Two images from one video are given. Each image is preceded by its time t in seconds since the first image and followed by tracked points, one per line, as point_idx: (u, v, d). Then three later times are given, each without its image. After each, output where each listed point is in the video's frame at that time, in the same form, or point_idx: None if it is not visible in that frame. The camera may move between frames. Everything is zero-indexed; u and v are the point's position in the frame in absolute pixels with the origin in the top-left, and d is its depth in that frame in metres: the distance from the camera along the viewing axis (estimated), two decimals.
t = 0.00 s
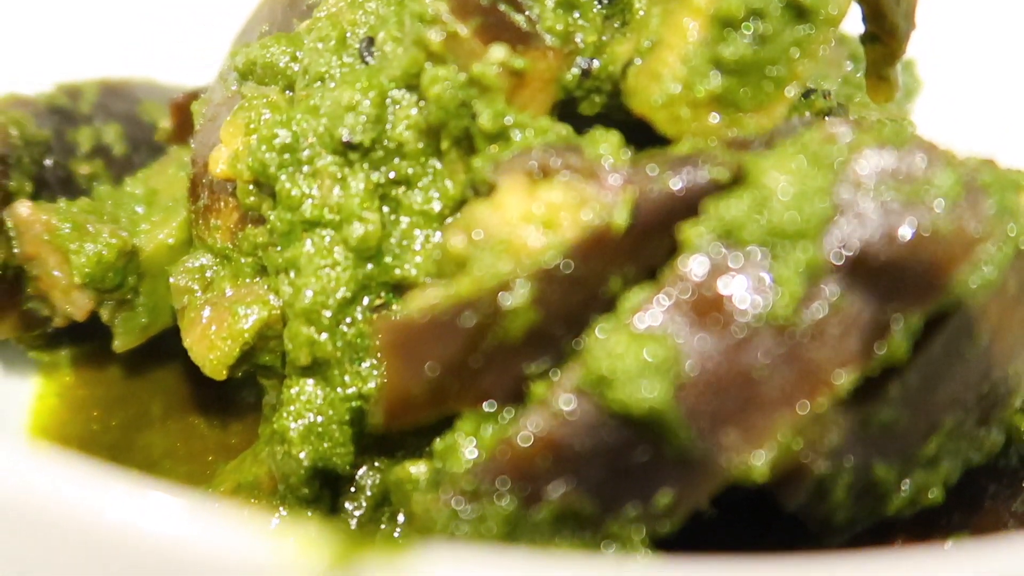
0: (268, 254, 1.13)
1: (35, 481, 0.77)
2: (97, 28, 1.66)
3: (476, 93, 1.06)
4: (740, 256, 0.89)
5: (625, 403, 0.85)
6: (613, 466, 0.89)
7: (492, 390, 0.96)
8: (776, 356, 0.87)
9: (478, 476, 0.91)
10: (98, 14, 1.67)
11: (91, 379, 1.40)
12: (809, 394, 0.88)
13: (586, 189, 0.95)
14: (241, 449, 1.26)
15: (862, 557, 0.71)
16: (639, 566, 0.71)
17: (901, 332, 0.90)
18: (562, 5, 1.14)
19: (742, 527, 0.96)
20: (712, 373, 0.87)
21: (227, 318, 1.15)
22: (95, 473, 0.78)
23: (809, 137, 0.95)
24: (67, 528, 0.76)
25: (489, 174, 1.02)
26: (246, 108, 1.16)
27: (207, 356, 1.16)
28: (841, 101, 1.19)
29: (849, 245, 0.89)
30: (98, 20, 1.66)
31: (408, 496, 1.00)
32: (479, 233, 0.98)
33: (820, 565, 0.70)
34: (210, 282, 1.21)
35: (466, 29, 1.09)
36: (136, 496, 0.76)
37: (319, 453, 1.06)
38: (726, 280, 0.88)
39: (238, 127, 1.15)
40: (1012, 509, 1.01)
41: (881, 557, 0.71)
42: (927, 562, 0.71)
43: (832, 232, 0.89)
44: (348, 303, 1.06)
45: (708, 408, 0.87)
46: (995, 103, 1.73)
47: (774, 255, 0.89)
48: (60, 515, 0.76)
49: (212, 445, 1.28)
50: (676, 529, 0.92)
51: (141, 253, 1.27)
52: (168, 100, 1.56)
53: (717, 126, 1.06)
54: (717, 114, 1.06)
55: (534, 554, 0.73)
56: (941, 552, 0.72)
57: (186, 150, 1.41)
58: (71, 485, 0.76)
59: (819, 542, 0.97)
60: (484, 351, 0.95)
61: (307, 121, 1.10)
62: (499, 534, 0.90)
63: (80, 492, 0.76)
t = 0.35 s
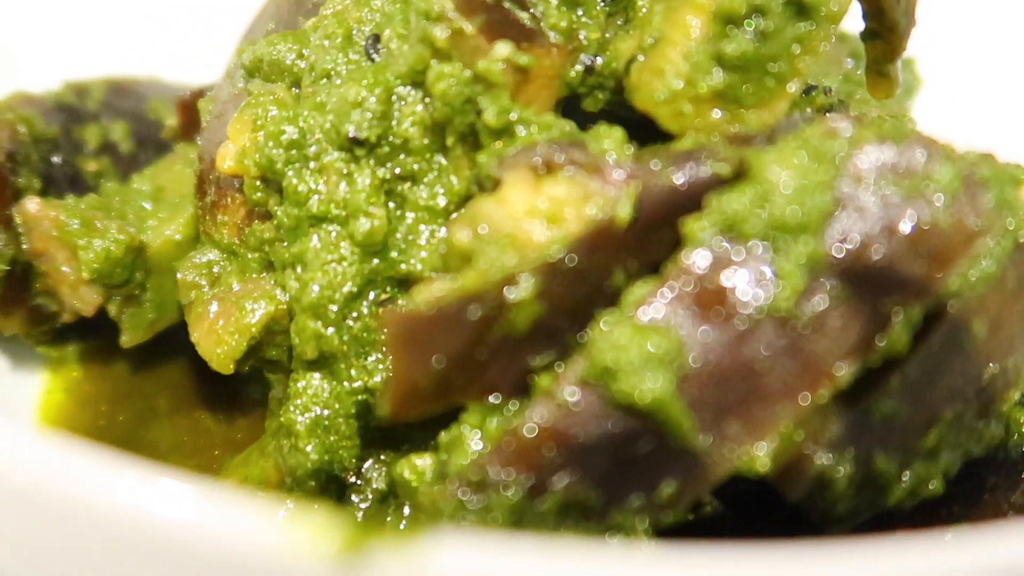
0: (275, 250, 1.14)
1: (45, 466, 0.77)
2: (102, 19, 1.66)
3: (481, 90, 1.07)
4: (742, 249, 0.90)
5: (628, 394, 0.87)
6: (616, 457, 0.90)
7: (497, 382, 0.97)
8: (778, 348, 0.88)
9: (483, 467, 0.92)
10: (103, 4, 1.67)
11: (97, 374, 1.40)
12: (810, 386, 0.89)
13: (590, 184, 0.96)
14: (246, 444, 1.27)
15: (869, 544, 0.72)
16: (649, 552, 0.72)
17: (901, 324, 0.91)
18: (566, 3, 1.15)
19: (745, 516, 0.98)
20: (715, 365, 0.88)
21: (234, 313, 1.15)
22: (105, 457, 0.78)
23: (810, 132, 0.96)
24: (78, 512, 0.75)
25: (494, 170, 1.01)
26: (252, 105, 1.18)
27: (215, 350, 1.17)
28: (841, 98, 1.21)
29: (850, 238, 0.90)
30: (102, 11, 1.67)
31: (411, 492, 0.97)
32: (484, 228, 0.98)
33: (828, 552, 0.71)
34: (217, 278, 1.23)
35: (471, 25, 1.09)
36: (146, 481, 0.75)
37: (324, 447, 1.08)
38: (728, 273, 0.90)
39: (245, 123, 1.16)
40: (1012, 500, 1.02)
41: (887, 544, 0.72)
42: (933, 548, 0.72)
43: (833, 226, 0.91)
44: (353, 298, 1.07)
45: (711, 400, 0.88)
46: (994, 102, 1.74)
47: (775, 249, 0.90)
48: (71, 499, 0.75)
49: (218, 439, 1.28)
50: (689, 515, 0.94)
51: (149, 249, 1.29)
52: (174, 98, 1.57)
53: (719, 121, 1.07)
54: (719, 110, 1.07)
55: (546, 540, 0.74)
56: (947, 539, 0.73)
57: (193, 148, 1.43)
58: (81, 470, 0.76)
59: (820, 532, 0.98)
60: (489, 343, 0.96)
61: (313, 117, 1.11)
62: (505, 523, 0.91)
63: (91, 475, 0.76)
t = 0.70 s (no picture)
0: (281, 247, 1.16)
1: (58, 456, 0.78)
2: (109, 18, 1.67)
3: (486, 89, 1.08)
4: (743, 246, 0.92)
5: (632, 388, 0.88)
6: (620, 451, 0.91)
7: (502, 377, 0.98)
8: (779, 343, 0.90)
9: (488, 460, 0.93)
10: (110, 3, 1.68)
11: (103, 372, 1.40)
12: (811, 381, 0.90)
13: (594, 182, 0.96)
14: (252, 441, 1.28)
15: (868, 533, 0.74)
16: (654, 541, 0.74)
17: (900, 320, 0.92)
18: (570, 3, 1.16)
19: (746, 508, 0.99)
20: (717, 360, 0.89)
21: (242, 310, 1.17)
22: (116, 450, 0.79)
23: (810, 130, 0.97)
24: (88, 503, 0.76)
25: (498, 169, 1.02)
26: (260, 104, 1.20)
27: (222, 347, 1.18)
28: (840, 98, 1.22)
29: (850, 235, 0.92)
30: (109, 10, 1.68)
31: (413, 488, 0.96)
32: (489, 225, 0.98)
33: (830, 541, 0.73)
34: (225, 276, 1.24)
35: (476, 26, 1.10)
36: (156, 472, 0.76)
37: (331, 442, 1.09)
38: (730, 269, 0.91)
39: (252, 122, 1.18)
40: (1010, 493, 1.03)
41: (887, 534, 0.74)
42: (931, 537, 0.73)
43: (834, 222, 0.92)
44: (359, 295, 1.09)
45: (713, 394, 0.89)
46: (992, 104, 1.76)
47: (776, 245, 0.91)
48: (81, 489, 0.76)
49: (224, 436, 1.29)
50: (688, 507, 0.94)
51: (155, 247, 1.30)
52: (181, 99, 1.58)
53: (720, 120, 1.07)
54: (721, 109, 1.07)
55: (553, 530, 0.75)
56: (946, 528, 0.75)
57: (199, 147, 1.44)
58: (93, 461, 0.77)
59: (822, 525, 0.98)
60: (495, 339, 0.97)
61: (320, 117, 1.13)
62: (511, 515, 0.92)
63: (102, 465, 0.77)
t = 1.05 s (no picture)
0: (287, 249, 1.18)
1: (66, 450, 0.77)
2: (114, 22, 1.69)
3: (489, 92, 1.10)
4: (743, 248, 0.93)
5: (632, 385, 0.90)
6: (621, 448, 0.92)
7: (504, 376, 1.00)
8: (777, 342, 0.92)
9: (491, 457, 0.95)
10: (114, 6, 1.70)
11: (108, 372, 1.40)
12: (808, 379, 0.92)
13: (595, 183, 0.98)
14: (258, 439, 1.29)
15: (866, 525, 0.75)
16: (656, 533, 0.75)
17: (896, 318, 0.94)
18: (571, 7, 1.17)
19: (746, 504, 1.01)
20: (715, 358, 0.91)
21: (248, 310, 1.18)
22: (124, 443, 0.78)
23: (807, 132, 0.99)
24: (98, 496, 0.76)
25: (502, 171, 1.03)
26: (265, 108, 1.21)
27: (229, 347, 1.19)
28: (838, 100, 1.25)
29: (847, 235, 0.93)
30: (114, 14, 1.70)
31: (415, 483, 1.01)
32: (492, 226, 1.00)
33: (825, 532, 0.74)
34: (231, 276, 1.26)
35: (479, 30, 1.11)
36: (164, 465, 0.76)
37: (336, 441, 1.11)
38: (729, 270, 0.93)
39: (258, 125, 1.20)
40: (1004, 489, 1.04)
41: (884, 525, 0.75)
42: (927, 528, 0.75)
43: (831, 221, 0.94)
44: (364, 296, 1.11)
45: (712, 392, 0.91)
46: (986, 107, 1.77)
47: (774, 246, 0.93)
48: (90, 482, 0.76)
49: (230, 435, 1.31)
50: (688, 502, 0.96)
51: (163, 248, 1.32)
52: (186, 102, 1.60)
53: (719, 123, 1.08)
54: (720, 113, 1.08)
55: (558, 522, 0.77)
56: (942, 519, 0.76)
57: (205, 150, 1.46)
58: (101, 454, 0.77)
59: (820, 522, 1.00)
60: (497, 338, 0.99)
61: (326, 119, 1.16)
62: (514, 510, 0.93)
63: (110, 458, 0.76)
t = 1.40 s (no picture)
0: (288, 251, 1.20)
1: (69, 446, 0.75)
2: (115, 27, 1.70)
3: (488, 97, 1.12)
4: (737, 252, 0.95)
5: (628, 385, 0.92)
6: (617, 447, 0.94)
7: (503, 376, 1.02)
8: (770, 342, 0.93)
9: (490, 456, 0.96)
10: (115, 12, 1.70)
11: (111, 376, 1.41)
12: (801, 379, 0.93)
13: (591, 187, 1.00)
14: (259, 440, 1.31)
15: (874, 522, 0.74)
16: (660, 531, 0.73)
17: (888, 319, 0.95)
18: (569, 14, 1.18)
19: (742, 501, 1.03)
20: (710, 359, 0.93)
21: (250, 312, 1.20)
22: (128, 439, 0.75)
23: (800, 135, 1.01)
24: (101, 493, 0.73)
25: (499, 174, 1.06)
26: (267, 112, 1.23)
27: (231, 348, 1.21)
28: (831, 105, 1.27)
29: (839, 237, 0.95)
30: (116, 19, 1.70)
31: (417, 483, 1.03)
32: (490, 229, 1.01)
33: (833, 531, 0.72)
34: (233, 279, 1.28)
35: (478, 36, 1.13)
36: (169, 461, 0.73)
37: (336, 441, 1.12)
38: (723, 272, 0.94)
39: (259, 130, 1.21)
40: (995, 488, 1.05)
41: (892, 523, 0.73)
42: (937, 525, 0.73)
43: (823, 224, 0.95)
44: (364, 298, 1.13)
45: (707, 392, 0.93)
46: (978, 112, 1.79)
47: (767, 249, 0.95)
48: (94, 478, 0.73)
49: (232, 436, 1.32)
50: (684, 501, 0.98)
51: (166, 251, 1.33)
52: (189, 106, 1.60)
53: (713, 128, 1.08)
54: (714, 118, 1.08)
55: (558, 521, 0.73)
56: (951, 515, 0.74)
57: (207, 154, 1.48)
58: (103, 450, 0.74)
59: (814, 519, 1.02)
60: (495, 339, 1.00)
61: (327, 124, 1.18)
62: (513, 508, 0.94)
63: (114, 455, 0.74)
